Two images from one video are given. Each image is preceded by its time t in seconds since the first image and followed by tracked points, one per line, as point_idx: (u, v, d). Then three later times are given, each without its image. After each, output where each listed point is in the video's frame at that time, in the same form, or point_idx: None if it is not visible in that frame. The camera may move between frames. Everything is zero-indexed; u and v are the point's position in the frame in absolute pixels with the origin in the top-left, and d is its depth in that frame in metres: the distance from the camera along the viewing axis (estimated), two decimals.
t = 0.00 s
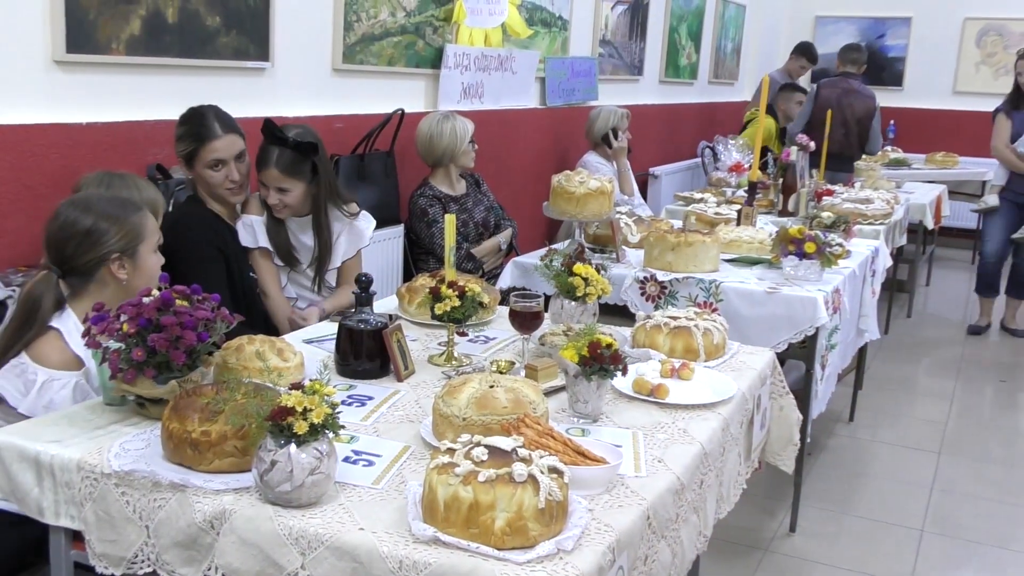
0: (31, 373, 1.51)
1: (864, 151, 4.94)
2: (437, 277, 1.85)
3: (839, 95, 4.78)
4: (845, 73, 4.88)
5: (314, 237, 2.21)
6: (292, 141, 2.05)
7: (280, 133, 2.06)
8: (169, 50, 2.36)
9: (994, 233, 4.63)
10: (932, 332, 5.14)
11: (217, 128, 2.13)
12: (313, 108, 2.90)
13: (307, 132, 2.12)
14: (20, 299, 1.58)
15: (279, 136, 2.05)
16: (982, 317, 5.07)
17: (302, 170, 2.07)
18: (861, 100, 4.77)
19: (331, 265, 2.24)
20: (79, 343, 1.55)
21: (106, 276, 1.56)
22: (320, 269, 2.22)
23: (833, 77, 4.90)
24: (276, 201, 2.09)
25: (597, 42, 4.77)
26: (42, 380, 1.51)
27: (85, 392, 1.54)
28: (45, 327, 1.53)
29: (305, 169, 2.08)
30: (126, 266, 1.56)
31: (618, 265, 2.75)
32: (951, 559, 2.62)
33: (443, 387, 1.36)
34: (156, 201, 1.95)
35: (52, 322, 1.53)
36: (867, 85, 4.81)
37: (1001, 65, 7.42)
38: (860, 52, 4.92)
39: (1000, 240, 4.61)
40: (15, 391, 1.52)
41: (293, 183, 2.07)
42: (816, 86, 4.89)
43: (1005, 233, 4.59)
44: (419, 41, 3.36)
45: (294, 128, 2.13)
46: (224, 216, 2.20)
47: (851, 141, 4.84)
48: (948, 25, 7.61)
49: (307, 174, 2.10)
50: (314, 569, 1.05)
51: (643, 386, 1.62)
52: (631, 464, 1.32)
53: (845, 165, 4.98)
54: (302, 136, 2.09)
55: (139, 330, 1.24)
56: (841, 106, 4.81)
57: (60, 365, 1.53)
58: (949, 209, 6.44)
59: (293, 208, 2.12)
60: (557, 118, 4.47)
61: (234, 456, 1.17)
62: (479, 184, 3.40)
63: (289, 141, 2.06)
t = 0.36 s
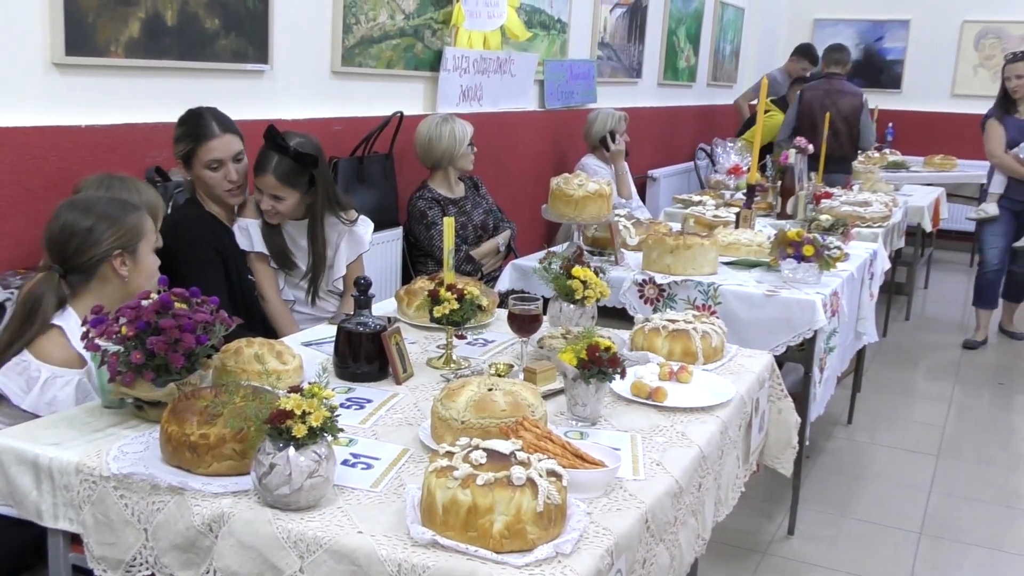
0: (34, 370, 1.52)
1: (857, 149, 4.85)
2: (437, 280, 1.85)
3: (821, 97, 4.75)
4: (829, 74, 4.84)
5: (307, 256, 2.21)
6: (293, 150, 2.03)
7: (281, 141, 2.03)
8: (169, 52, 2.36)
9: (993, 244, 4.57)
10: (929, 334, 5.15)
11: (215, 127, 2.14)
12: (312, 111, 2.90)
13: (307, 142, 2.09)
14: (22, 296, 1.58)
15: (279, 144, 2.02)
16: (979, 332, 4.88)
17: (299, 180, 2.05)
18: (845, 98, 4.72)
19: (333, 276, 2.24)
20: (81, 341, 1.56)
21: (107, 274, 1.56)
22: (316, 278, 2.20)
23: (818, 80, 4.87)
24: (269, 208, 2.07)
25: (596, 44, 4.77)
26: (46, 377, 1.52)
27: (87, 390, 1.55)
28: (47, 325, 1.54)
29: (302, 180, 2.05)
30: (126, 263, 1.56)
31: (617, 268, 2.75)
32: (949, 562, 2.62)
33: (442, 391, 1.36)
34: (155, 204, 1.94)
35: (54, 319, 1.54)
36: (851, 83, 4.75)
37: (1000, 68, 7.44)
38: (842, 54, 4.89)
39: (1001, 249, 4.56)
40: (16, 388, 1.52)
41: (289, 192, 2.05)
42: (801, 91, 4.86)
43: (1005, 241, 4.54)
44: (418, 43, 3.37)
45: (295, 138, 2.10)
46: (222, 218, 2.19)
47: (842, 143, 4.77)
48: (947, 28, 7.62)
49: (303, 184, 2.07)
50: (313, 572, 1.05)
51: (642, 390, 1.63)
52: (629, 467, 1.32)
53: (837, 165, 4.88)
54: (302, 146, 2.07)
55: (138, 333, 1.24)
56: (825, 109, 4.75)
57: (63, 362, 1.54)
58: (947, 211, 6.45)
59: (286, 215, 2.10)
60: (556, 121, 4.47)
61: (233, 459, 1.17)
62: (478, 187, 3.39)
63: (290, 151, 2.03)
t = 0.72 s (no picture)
0: (39, 376, 1.52)
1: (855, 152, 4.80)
2: (433, 283, 1.85)
3: (816, 102, 4.75)
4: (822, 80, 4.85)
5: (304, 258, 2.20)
6: (291, 153, 2.03)
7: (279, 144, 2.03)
8: (168, 55, 2.37)
9: (983, 249, 4.53)
10: (926, 338, 5.16)
11: (206, 132, 2.13)
12: (310, 113, 2.91)
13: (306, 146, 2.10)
14: (21, 301, 1.57)
15: (277, 146, 2.02)
16: (973, 337, 4.89)
17: (295, 183, 2.05)
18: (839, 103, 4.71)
19: (328, 278, 2.23)
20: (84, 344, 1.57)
21: (107, 276, 1.56)
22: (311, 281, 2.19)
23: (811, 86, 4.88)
24: (265, 210, 2.07)
25: (594, 47, 4.78)
26: (52, 383, 1.53)
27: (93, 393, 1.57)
28: (50, 329, 1.53)
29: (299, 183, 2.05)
30: (126, 265, 1.56)
31: (614, 271, 2.76)
32: (944, 565, 2.63)
33: (439, 393, 1.36)
34: (149, 204, 1.95)
35: (57, 324, 1.54)
36: (843, 88, 4.76)
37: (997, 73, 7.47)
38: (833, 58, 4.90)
39: (991, 254, 4.52)
40: (21, 395, 1.52)
41: (285, 195, 2.05)
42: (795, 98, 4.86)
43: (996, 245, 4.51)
44: (417, 46, 3.37)
45: (293, 141, 2.11)
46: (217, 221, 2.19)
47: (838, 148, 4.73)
48: (944, 32, 7.65)
49: (300, 186, 2.07)
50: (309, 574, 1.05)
51: (639, 393, 1.63)
52: (625, 470, 1.32)
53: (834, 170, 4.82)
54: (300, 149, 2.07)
55: (135, 334, 1.24)
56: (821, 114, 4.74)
57: (69, 366, 1.55)
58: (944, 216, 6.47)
59: (281, 218, 2.10)
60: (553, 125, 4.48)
61: (230, 460, 1.17)
62: (475, 190, 3.39)
63: (288, 153, 2.03)
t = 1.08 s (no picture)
0: (37, 376, 1.52)
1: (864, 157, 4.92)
2: (431, 285, 1.86)
3: (835, 106, 4.82)
4: (840, 83, 4.92)
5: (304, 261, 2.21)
6: (286, 156, 2.03)
7: (274, 147, 2.03)
8: (166, 57, 2.37)
9: (975, 255, 4.56)
10: (922, 342, 5.17)
11: (198, 137, 2.11)
12: (308, 115, 2.91)
13: (302, 148, 2.10)
14: (19, 302, 1.56)
15: (273, 149, 2.02)
16: (969, 341, 4.89)
17: (291, 186, 2.05)
18: (857, 108, 4.81)
19: (327, 278, 2.24)
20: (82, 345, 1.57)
21: (105, 276, 1.56)
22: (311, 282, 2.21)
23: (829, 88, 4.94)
24: (262, 213, 2.07)
25: (592, 50, 4.79)
26: (51, 383, 1.53)
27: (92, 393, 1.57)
28: (48, 330, 1.53)
29: (295, 185, 2.06)
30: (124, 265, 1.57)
31: (611, 274, 2.76)
32: (940, 568, 2.63)
33: (437, 395, 1.36)
34: (141, 203, 1.95)
35: (54, 324, 1.54)
36: (860, 94, 4.85)
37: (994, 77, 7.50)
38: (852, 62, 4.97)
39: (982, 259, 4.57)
40: (20, 396, 1.52)
41: (282, 198, 2.05)
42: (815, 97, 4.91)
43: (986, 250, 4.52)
44: (415, 49, 3.37)
45: (289, 144, 2.09)
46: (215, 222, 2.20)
47: (851, 152, 4.84)
48: (941, 36, 7.67)
49: (296, 189, 2.07)
50: None
51: (636, 395, 1.63)
52: (623, 472, 1.32)
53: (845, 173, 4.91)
54: (296, 151, 2.07)
55: (133, 336, 1.24)
56: (838, 118, 4.82)
57: (67, 366, 1.55)
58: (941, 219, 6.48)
59: (279, 221, 2.10)
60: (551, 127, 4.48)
61: (227, 462, 1.17)
62: (473, 192, 3.39)
63: (284, 156, 2.03)
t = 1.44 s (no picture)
0: (31, 379, 1.52)
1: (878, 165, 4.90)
2: (429, 288, 1.86)
3: (855, 109, 4.80)
4: (859, 90, 4.91)
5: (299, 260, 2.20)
6: (280, 157, 2.03)
7: (268, 147, 2.03)
8: (164, 59, 2.37)
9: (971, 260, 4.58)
10: (920, 344, 5.18)
11: (194, 138, 2.11)
12: (306, 117, 2.91)
13: (296, 149, 2.10)
14: (14, 305, 1.56)
15: (267, 150, 2.02)
16: (967, 343, 4.90)
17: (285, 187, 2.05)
18: (878, 114, 4.78)
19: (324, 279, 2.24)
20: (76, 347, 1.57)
21: (101, 278, 1.56)
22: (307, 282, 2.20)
23: (847, 94, 4.93)
24: (257, 215, 2.06)
25: (590, 53, 4.79)
26: (45, 385, 1.53)
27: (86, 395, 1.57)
28: (43, 333, 1.53)
29: (290, 186, 2.06)
30: (120, 267, 1.57)
31: (609, 276, 2.76)
32: (937, 570, 2.64)
33: (435, 397, 1.36)
34: (137, 205, 1.95)
35: (48, 326, 1.54)
36: (880, 102, 4.85)
37: (991, 80, 7.52)
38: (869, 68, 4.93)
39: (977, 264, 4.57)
40: (14, 399, 1.52)
41: (276, 199, 2.05)
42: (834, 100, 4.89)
43: (980, 257, 4.52)
44: (413, 51, 3.38)
45: (283, 144, 2.10)
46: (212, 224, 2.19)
47: (869, 156, 4.80)
48: (938, 39, 7.69)
49: (290, 190, 2.07)
50: None
51: (634, 398, 1.63)
52: (620, 475, 1.32)
53: (861, 177, 4.86)
54: (290, 152, 2.08)
55: (131, 338, 1.24)
56: (856, 121, 4.79)
57: (61, 369, 1.55)
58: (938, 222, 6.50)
59: (273, 222, 2.09)
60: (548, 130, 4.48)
61: (225, 465, 1.17)
62: (471, 195, 3.40)
63: (277, 157, 2.03)
